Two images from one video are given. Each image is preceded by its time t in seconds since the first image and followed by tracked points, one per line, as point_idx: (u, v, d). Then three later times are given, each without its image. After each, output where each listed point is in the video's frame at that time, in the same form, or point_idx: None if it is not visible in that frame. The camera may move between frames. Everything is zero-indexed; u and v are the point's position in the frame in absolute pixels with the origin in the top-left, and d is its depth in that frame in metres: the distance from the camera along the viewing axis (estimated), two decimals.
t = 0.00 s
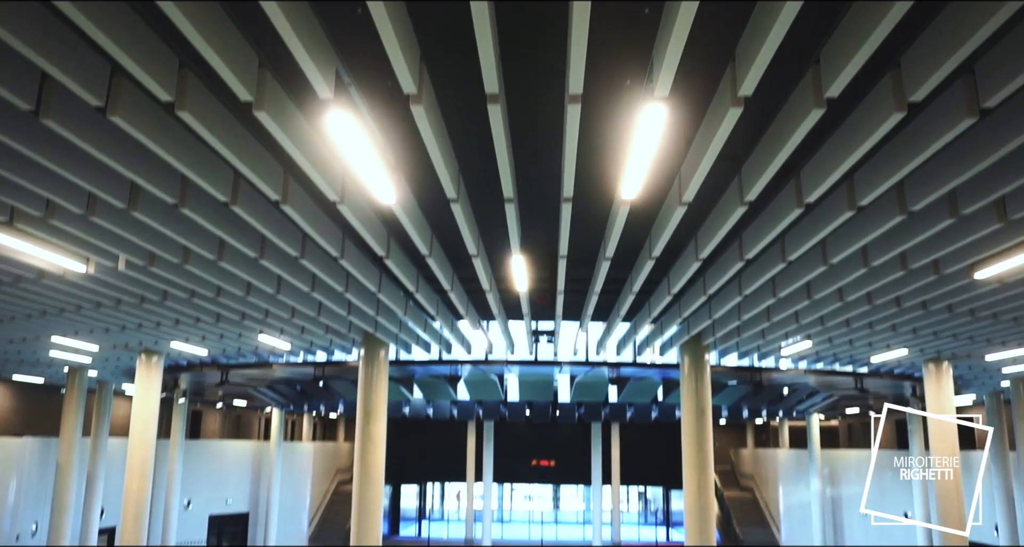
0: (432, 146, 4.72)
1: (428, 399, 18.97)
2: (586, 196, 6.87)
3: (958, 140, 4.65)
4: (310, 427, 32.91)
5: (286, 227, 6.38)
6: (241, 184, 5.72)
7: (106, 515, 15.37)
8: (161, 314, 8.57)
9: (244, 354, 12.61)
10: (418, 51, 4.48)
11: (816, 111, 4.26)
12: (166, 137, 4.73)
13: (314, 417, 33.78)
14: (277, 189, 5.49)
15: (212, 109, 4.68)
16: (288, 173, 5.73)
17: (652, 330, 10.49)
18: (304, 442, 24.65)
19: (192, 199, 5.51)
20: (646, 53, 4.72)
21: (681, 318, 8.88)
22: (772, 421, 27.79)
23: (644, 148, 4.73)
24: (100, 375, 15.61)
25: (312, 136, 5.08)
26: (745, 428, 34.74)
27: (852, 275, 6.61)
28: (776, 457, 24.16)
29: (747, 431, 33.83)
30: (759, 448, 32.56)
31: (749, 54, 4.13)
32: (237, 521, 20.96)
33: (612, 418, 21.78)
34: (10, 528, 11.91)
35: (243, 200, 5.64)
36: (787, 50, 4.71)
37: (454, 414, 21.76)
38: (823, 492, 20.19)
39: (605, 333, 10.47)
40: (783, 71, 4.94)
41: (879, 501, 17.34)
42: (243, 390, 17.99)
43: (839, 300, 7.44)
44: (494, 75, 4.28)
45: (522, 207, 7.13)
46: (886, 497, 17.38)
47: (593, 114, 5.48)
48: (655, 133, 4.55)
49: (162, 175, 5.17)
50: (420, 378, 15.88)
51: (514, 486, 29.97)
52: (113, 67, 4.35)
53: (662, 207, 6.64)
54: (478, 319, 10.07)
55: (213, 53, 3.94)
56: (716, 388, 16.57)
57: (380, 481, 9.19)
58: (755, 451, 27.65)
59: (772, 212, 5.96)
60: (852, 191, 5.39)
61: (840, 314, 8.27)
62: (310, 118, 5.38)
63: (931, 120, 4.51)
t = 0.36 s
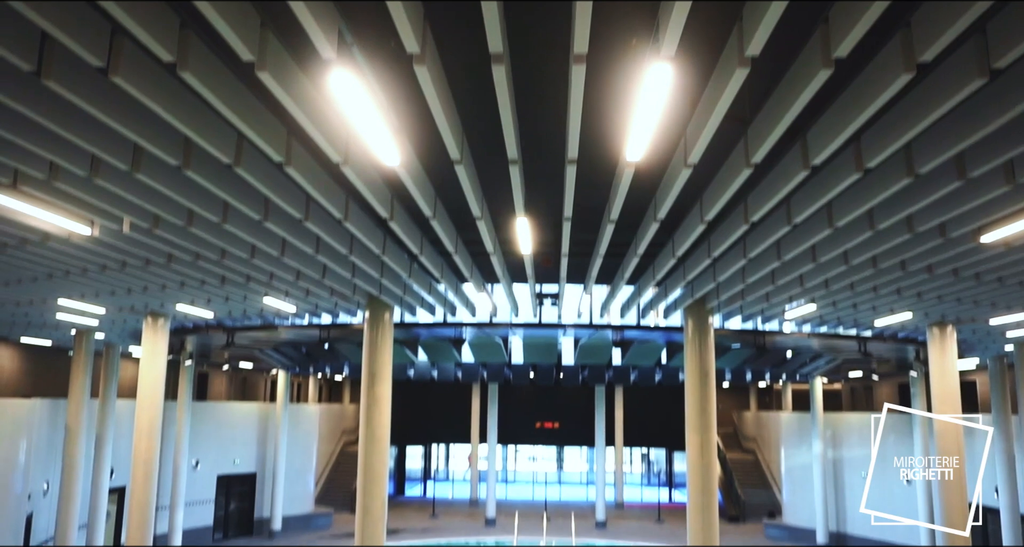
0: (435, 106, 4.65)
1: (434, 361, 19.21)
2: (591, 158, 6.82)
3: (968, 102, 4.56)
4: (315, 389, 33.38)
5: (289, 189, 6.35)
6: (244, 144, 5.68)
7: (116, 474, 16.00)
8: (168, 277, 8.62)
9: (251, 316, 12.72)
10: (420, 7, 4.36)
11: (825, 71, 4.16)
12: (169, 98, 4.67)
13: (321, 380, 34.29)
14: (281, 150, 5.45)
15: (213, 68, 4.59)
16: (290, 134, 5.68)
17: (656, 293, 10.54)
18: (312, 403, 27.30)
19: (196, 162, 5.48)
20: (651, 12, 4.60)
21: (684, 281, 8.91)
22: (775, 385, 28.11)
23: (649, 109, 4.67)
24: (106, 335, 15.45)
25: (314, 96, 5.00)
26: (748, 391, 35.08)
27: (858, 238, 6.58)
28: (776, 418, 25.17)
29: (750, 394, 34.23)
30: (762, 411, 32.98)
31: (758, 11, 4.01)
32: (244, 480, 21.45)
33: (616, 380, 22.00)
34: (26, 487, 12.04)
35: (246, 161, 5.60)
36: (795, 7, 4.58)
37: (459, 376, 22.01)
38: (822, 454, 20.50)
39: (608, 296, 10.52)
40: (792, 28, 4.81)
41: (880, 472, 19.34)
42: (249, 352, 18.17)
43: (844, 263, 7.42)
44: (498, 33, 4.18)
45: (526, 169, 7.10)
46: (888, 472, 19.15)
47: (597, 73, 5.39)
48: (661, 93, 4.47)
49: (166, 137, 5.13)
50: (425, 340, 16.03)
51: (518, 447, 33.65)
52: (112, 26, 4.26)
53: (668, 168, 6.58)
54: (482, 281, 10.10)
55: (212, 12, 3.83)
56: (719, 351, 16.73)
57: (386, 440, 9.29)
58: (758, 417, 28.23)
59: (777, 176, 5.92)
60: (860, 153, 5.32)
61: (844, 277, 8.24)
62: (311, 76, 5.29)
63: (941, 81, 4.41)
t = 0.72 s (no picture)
0: (438, 66, 4.56)
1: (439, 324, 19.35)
2: (596, 119, 6.74)
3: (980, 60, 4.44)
4: (321, 352, 33.69)
5: (292, 151, 6.29)
6: (246, 106, 5.61)
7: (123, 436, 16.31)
8: (172, 240, 8.62)
9: (255, 280, 12.77)
10: None
11: (835, 30, 4.06)
12: (169, 58, 4.58)
13: (326, 342, 34.63)
14: (283, 111, 5.37)
15: (213, 27, 4.48)
16: (292, 94, 5.59)
17: (660, 257, 10.54)
18: (317, 365, 27.62)
19: (198, 124, 5.42)
20: None
21: (689, 244, 8.89)
22: (778, 348, 28.30)
23: (655, 67, 4.57)
24: (112, 299, 15.39)
25: (315, 56, 4.90)
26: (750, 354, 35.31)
27: (864, 201, 6.53)
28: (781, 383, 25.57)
29: (753, 357, 34.49)
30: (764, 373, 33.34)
31: None
32: (251, 442, 21.83)
33: (619, 343, 22.18)
34: (36, 449, 12.19)
35: (248, 123, 5.54)
36: None
37: (463, 339, 22.18)
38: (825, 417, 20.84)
39: (612, 259, 10.52)
40: None
41: (882, 434, 19.54)
42: (254, 315, 18.30)
43: (849, 226, 7.39)
44: None
45: (531, 130, 7.04)
46: (888, 433, 19.32)
47: (603, 31, 5.25)
48: (668, 52, 4.38)
49: (168, 98, 5.06)
50: (429, 303, 16.12)
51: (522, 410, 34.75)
52: None
53: (674, 129, 6.49)
54: (486, 244, 10.10)
55: None
56: (722, 314, 16.83)
57: (392, 401, 9.42)
58: (761, 379, 28.50)
59: (784, 136, 5.84)
60: (867, 115, 5.24)
61: (850, 240, 8.21)
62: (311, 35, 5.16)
63: (951, 39, 4.30)
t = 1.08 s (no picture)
0: (441, 25, 4.47)
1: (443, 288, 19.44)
2: (601, 80, 6.64)
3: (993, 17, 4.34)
4: (325, 316, 33.89)
5: (294, 113, 6.22)
6: (246, 67, 5.53)
7: (132, 400, 16.92)
8: (176, 204, 8.59)
9: (259, 243, 12.79)
10: None
11: None
12: (167, 17, 4.49)
13: (331, 307, 34.85)
14: (284, 73, 5.30)
15: None
16: (293, 55, 5.51)
17: (664, 220, 10.52)
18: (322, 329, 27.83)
19: (198, 86, 5.35)
20: None
21: (693, 207, 8.85)
22: (780, 312, 28.40)
23: (661, 28, 4.49)
24: (117, 262, 15.36)
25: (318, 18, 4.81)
26: (753, 318, 35.43)
27: (871, 163, 6.46)
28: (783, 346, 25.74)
29: (756, 321, 34.64)
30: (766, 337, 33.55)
31: None
32: (257, 405, 22.09)
33: (623, 307, 22.25)
34: (46, 412, 12.38)
35: (249, 84, 5.47)
36: None
37: (467, 303, 22.37)
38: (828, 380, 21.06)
39: (616, 223, 10.50)
40: None
41: (883, 396, 19.83)
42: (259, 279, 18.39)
43: (855, 189, 7.33)
44: None
45: (535, 91, 6.95)
46: (891, 395, 19.61)
47: None
48: (674, 12, 4.29)
49: (167, 59, 4.98)
50: (434, 266, 16.24)
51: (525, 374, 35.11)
52: None
53: (679, 90, 6.39)
54: (490, 208, 10.08)
55: None
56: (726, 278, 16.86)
57: (396, 363, 9.47)
58: (763, 342, 28.71)
59: (791, 98, 5.76)
60: (875, 75, 5.15)
61: (856, 202, 8.14)
62: None
63: None
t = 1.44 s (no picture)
0: None
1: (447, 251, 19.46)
2: (606, 42, 6.53)
3: None
4: (328, 280, 34.03)
5: (295, 75, 6.14)
6: (245, 28, 5.44)
7: (138, 363, 17.14)
8: (180, 167, 8.55)
9: (262, 207, 12.76)
10: None
11: None
12: None
13: (334, 271, 34.97)
14: (284, 34, 5.20)
15: None
16: (293, 15, 5.40)
17: (668, 183, 10.47)
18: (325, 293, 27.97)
19: (197, 49, 5.28)
20: None
21: (697, 169, 8.78)
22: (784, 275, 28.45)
23: None
24: (120, 229, 15.42)
25: None
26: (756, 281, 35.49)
27: (876, 125, 6.38)
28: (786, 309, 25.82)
29: (759, 284, 34.69)
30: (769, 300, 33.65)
31: None
32: (263, 367, 22.31)
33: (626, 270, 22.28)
34: (53, 376, 12.54)
35: (248, 46, 5.39)
36: None
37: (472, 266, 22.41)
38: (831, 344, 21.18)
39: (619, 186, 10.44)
40: None
41: (884, 358, 19.97)
42: (262, 243, 18.41)
43: (859, 150, 7.27)
44: None
45: (539, 52, 6.84)
46: (891, 357, 19.75)
47: None
48: None
49: (164, 21, 4.90)
50: (437, 229, 16.23)
51: (528, 336, 35.34)
52: None
53: (684, 51, 6.29)
54: (493, 170, 10.01)
55: None
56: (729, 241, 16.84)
57: (399, 327, 9.49)
58: (766, 305, 28.82)
59: (797, 59, 5.66)
60: (883, 36, 5.05)
61: (861, 164, 8.07)
62: None
63: None
